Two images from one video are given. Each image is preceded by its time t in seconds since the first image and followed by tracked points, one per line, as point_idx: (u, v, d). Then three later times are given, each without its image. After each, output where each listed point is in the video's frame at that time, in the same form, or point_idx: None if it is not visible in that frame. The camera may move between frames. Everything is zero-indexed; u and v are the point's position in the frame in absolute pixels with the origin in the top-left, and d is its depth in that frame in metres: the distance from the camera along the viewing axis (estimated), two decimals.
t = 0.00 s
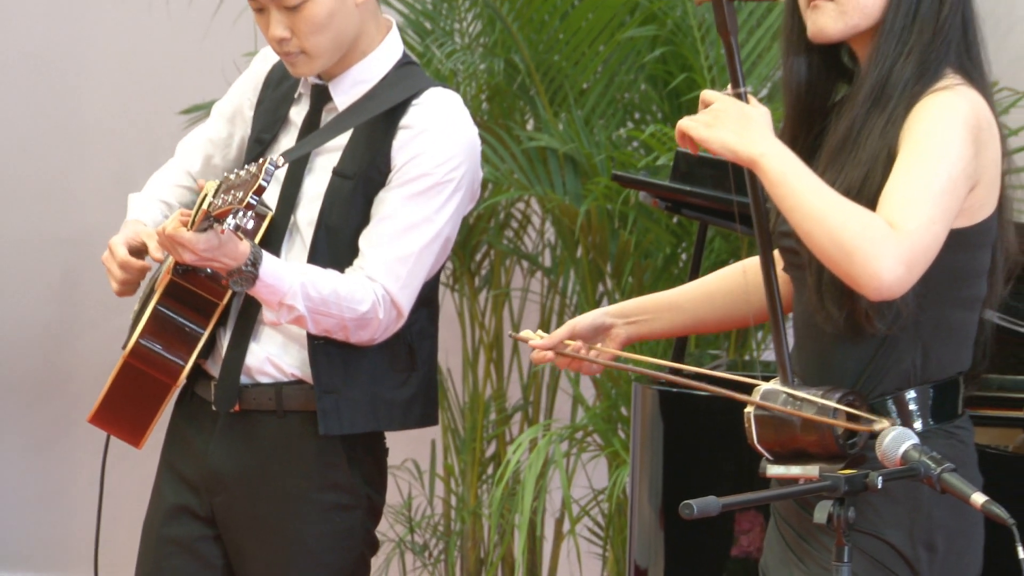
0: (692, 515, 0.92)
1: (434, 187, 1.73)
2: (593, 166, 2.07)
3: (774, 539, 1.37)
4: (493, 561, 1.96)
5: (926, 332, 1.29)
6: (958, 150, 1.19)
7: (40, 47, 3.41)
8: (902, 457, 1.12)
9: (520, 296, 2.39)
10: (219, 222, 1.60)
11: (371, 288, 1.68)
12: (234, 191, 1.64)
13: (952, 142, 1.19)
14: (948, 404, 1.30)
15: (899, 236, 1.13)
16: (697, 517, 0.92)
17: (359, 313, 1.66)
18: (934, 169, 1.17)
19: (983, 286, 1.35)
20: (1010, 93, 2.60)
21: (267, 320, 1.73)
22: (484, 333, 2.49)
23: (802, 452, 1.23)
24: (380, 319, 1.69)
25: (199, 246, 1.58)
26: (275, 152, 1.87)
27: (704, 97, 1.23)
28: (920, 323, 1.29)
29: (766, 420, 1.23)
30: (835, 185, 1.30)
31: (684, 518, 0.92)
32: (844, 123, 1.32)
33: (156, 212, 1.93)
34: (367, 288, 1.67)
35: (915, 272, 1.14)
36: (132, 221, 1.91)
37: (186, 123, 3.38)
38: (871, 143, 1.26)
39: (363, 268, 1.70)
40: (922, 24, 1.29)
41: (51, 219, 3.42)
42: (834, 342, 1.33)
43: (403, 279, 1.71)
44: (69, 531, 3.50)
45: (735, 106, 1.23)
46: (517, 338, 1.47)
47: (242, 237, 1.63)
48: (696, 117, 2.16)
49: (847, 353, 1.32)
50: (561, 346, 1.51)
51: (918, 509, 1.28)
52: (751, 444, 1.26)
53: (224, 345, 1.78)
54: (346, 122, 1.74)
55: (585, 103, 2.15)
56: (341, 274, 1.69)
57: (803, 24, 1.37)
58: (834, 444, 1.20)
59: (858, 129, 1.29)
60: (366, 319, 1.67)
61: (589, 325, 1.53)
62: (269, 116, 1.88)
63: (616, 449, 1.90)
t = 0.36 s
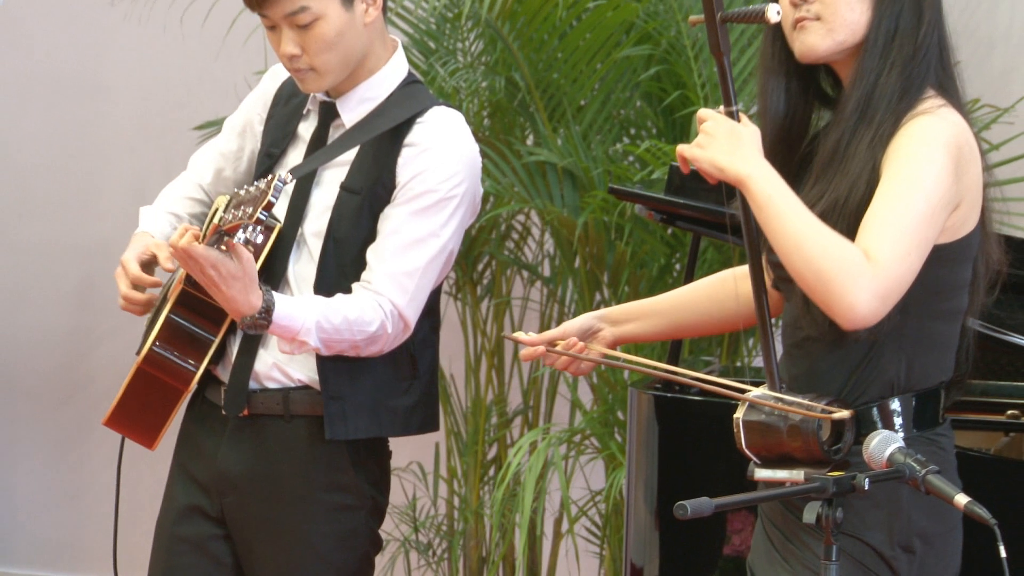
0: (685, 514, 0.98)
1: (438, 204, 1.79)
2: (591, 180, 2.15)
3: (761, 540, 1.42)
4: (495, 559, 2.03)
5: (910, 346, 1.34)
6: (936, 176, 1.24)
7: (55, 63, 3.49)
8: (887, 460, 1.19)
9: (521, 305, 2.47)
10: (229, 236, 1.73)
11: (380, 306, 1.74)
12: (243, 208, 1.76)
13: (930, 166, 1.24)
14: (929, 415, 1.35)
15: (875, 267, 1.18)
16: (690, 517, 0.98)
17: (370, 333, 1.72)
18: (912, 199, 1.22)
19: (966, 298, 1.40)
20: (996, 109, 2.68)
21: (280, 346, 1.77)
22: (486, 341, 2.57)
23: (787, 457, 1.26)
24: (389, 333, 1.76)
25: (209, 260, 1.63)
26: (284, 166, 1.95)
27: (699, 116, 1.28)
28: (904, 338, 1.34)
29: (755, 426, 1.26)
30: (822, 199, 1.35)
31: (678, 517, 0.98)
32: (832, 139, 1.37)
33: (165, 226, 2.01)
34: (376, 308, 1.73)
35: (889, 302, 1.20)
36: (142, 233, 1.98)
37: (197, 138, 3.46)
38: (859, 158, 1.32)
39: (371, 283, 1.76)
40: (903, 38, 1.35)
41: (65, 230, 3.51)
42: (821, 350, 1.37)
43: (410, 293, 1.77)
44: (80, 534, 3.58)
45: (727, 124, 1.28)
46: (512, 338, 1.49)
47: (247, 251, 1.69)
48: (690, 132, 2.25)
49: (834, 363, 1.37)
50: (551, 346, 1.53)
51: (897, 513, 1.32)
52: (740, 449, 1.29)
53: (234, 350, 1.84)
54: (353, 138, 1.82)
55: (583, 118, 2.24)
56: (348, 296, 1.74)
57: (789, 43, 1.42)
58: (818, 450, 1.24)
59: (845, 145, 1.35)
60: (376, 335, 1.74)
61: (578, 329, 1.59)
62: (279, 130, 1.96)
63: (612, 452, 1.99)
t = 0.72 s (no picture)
0: (686, 517, 1.05)
1: (445, 217, 1.85)
2: (593, 193, 2.21)
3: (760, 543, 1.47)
4: (501, 561, 2.08)
5: (902, 351, 1.38)
6: (928, 191, 1.29)
7: (69, 76, 3.55)
8: (883, 464, 1.24)
9: (526, 314, 2.53)
10: (236, 249, 1.76)
11: (384, 317, 1.79)
12: (249, 221, 1.78)
13: (922, 181, 1.29)
14: (923, 416, 1.40)
15: (871, 280, 1.23)
16: (691, 519, 1.05)
17: (374, 342, 1.77)
18: (904, 212, 1.27)
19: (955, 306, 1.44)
20: (989, 122, 2.75)
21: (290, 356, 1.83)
22: (491, 348, 2.62)
23: (788, 462, 1.30)
24: (394, 342, 1.81)
25: (216, 273, 1.69)
26: (296, 179, 2.01)
27: (695, 134, 1.34)
28: (897, 343, 1.38)
29: (756, 432, 1.31)
30: (813, 215, 1.40)
31: (679, 520, 1.05)
32: (820, 155, 1.42)
33: (185, 233, 2.07)
34: (381, 319, 1.78)
35: (885, 313, 1.24)
36: (162, 241, 2.02)
37: (209, 150, 3.52)
38: (848, 176, 1.36)
39: (378, 294, 1.81)
40: (883, 55, 1.39)
41: (79, 240, 3.57)
42: (816, 360, 1.41)
43: (416, 304, 1.82)
44: (95, 539, 3.64)
45: (722, 142, 1.34)
46: (510, 339, 1.59)
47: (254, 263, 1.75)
48: (690, 146, 2.32)
49: (830, 370, 1.40)
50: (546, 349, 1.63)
51: (892, 514, 1.36)
52: (742, 456, 1.34)
53: (247, 358, 1.89)
54: (362, 153, 1.88)
55: (586, 132, 2.30)
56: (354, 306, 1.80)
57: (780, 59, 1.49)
58: (819, 455, 1.27)
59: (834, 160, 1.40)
60: (381, 345, 1.79)
61: (572, 338, 1.66)
62: (292, 144, 2.02)
63: (614, 457, 2.05)
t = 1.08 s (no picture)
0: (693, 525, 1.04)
1: (459, 231, 1.90)
2: (602, 207, 2.29)
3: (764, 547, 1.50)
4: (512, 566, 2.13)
5: (903, 358, 1.40)
6: (926, 199, 1.31)
7: (91, 92, 3.63)
8: (885, 472, 1.23)
9: (536, 325, 2.60)
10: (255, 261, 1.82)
11: (399, 328, 1.84)
12: (268, 234, 1.87)
13: (920, 190, 1.31)
14: (922, 421, 1.41)
15: (872, 288, 1.25)
16: (698, 526, 1.05)
17: (388, 352, 1.83)
18: (903, 221, 1.29)
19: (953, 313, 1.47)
20: (988, 138, 2.81)
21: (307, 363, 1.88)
22: (502, 358, 2.68)
23: (794, 468, 1.31)
24: (408, 352, 1.86)
25: (235, 284, 1.75)
26: (315, 194, 2.06)
27: (692, 152, 1.35)
28: (897, 350, 1.40)
29: (762, 439, 1.32)
30: (812, 229, 1.43)
31: (686, 527, 1.04)
32: (817, 170, 1.44)
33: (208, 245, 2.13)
34: (395, 330, 1.83)
35: (885, 319, 1.26)
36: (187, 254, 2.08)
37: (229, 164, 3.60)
38: (845, 191, 1.39)
39: (395, 305, 1.87)
40: (880, 72, 1.42)
41: (101, 252, 3.64)
42: (817, 368, 1.43)
43: (430, 316, 1.88)
44: (116, 546, 3.71)
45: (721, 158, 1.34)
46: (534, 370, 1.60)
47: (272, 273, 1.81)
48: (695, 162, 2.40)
49: (831, 378, 1.42)
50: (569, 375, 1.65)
51: (894, 517, 1.38)
52: (746, 462, 1.34)
53: (267, 368, 1.95)
54: (380, 168, 1.94)
55: (595, 147, 2.38)
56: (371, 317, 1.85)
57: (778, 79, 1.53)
58: (824, 460, 1.28)
59: (831, 175, 1.42)
60: (396, 355, 1.84)
61: (593, 363, 1.68)
62: (311, 160, 2.07)
63: (622, 464, 2.11)
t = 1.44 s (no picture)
0: (696, 533, 1.06)
1: (471, 247, 1.96)
2: (607, 224, 2.36)
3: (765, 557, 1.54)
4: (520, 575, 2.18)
5: (902, 372, 1.43)
6: (924, 217, 1.34)
7: (107, 110, 3.69)
8: (883, 482, 1.24)
9: (543, 339, 2.66)
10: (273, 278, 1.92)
11: (412, 342, 1.89)
12: (285, 253, 1.94)
13: (918, 207, 1.35)
14: (919, 439, 1.44)
15: (869, 300, 1.28)
16: (700, 534, 1.07)
17: (402, 366, 1.87)
18: (900, 238, 1.32)
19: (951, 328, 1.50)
20: (983, 155, 2.88)
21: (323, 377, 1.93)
22: (510, 372, 2.74)
23: (795, 478, 1.34)
24: (421, 366, 1.90)
25: (253, 301, 1.79)
26: (329, 212, 2.12)
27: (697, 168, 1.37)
28: (896, 363, 1.43)
29: (764, 449, 1.35)
30: (813, 246, 1.46)
31: (689, 535, 1.07)
32: (818, 190, 1.48)
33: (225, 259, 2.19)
34: (408, 344, 1.88)
35: (883, 332, 1.29)
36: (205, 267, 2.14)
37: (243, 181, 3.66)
38: (845, 209, 1.42)
39: (409, 319, 1.92)
40: (881, 95, 1.45)
41: (116, 268, 3.71)
42: (818, 381, 1.47)
43: (443, 330, 1.93)
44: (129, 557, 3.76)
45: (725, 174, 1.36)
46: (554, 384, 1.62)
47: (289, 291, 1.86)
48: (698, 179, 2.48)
49: (833, 392, 1.46)
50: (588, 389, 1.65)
51: (892, 529, 1.42)
52: (748, 472, 1.37)
53: (283, 382, 2.00)
54: (392, 187, 1.99)
55: (600, 165, 2.46)
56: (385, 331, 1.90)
57: (780, 103, 1.55)
58: (825, 469, 1.31)
59: (832, 195, 1.46)
60: (409, 369, 1.89)
61: (612, 375, 1.72)
62: (324, 178, 2.12)
63: (627, 474, 2.17)
